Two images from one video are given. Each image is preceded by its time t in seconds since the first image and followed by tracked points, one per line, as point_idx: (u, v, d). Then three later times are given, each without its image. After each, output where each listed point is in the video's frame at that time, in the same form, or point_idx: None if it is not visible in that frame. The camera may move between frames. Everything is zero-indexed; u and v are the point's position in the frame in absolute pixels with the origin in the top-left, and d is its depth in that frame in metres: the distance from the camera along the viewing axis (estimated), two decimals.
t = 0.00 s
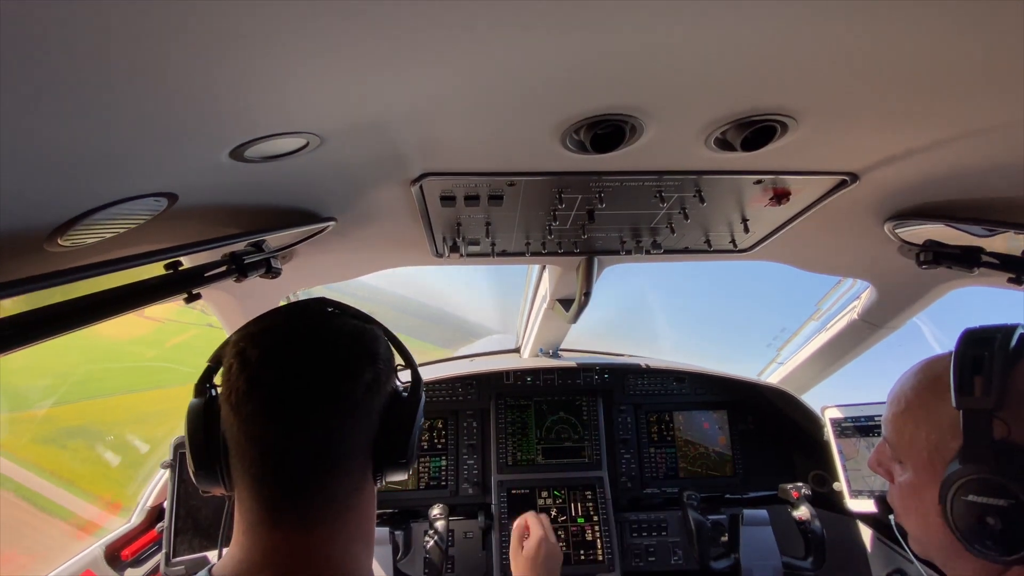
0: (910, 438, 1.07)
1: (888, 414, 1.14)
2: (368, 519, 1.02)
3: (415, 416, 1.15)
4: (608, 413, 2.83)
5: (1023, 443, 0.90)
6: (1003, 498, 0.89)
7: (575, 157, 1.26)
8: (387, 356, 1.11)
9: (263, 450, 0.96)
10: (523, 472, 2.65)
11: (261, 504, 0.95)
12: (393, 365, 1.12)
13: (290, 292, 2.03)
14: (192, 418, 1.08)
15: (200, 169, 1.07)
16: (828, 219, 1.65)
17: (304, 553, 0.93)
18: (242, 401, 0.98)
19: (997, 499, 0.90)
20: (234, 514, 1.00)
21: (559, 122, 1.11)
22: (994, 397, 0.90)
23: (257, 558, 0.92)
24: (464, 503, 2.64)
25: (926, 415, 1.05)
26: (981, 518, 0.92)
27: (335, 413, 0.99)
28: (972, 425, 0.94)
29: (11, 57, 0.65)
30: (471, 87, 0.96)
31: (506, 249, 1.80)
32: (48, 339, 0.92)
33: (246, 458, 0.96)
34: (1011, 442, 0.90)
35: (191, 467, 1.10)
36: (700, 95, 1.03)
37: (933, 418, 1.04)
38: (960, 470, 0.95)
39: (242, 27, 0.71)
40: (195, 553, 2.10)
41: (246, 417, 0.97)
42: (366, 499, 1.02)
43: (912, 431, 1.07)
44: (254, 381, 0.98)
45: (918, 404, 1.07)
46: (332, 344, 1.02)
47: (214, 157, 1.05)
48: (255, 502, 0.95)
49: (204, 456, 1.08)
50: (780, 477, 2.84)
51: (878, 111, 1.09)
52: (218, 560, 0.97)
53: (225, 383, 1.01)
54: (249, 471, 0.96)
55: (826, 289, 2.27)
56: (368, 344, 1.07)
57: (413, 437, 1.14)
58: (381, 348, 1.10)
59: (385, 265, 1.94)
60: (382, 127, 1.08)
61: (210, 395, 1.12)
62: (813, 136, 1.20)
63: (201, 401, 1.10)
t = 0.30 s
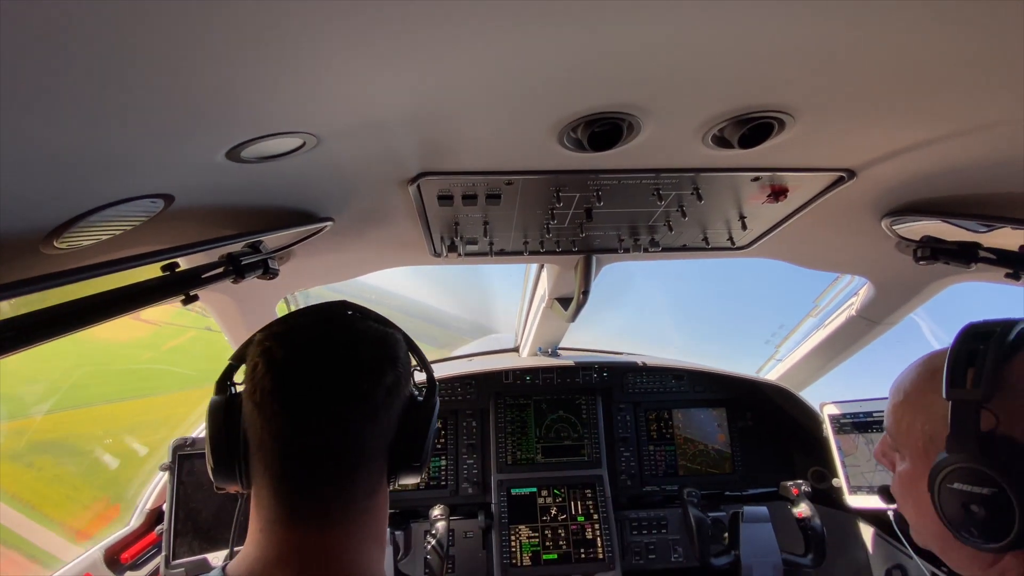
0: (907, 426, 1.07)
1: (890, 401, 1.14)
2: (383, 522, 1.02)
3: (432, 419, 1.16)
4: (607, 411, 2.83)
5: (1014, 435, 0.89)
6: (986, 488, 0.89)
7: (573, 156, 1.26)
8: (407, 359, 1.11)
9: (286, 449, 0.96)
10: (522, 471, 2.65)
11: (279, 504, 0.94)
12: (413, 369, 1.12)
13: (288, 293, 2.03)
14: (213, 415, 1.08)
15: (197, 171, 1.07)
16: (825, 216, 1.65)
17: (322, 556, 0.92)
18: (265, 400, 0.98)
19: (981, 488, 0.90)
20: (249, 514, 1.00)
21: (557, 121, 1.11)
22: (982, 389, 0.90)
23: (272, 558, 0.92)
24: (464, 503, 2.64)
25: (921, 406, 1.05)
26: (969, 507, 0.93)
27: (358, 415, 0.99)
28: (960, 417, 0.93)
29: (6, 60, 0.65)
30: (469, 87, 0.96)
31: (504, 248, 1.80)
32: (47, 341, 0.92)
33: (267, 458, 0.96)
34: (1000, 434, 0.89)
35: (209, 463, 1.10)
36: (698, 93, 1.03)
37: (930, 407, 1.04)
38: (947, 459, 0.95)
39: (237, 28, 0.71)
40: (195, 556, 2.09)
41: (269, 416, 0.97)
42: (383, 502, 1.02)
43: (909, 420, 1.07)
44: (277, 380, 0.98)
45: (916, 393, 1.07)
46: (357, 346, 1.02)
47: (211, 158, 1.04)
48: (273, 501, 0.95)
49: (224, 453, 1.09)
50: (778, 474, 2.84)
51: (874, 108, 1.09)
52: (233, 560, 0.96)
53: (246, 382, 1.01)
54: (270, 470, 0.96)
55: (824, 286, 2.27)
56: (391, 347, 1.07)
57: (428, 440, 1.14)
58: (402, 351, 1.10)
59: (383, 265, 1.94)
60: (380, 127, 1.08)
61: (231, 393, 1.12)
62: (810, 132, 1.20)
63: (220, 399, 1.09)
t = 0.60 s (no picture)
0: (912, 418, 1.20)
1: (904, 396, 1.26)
2: (365, 523, 1.02)
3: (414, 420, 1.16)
4: (604, 413, 2.83)
5: (994, 432, 0.98)
6: (958, 476, 1.01)
7: (570, 159, 1.26)
8: (387, 360, 1.12)
9: (265, 450, 0.96)
10: (520, 473, 2.65)
11: (259, 505, 0.94)
12: (393, 370, 1.12)
13: (285, 295, 2.03)
14: (190, 416, 1.09)
15: (194, 174, 1.07)
16: (821, 219, 1.66)
17: (303, 556, 0.92)
18: (243, 401, 0.98)
19: (956, 477, 1.02)
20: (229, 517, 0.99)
21: (553, 125, 1.11)
22: (972, 385, 1.00)
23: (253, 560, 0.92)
24: (461, 505, 2.64)
25: (927, 401, 1.17)
26: (946, 492, 1.05)
27: (339, 416, 0.99)
28: (948, 410, 1.04)
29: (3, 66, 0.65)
30: (465, 91, 0.96)
31: (502, 250, 1.81)
32: (43, 344, 0.92)
33: (246, 459, 0.96)
34: (983, 430, 0.99)
35: (188, 465, 1.10)
36: (694, 98, 1.03)
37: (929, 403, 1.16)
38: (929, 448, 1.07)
39: (233, 32, 0.71)
40: (194, 557, 2.10)
41: (246, 417, 0.97)
42: (364, 502, 1.02)
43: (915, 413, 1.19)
44: (255, 381, 0.98)
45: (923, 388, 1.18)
46: (337, 347, 1.03)
47: (207, 162, 1.04)
48: (253, 502, 0.95)
49: (203, 454, 1.08)
50: (775, 475, 2.85)
51: (869, 113, 1.09)
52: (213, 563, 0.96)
53: (224, 383, 1.01)
54: (249, 471, 0.96)
55: (820, 288, 2.28)
56: (371, 348, 1.08)
57: (411, 441, 1.15)
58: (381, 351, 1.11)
59: (381, 268, 1.94)
60: (376, 130, 1.08)
61: (209, 395, 1.13)
62: (806, 137, 1.20)
63: (197, 401, 1.10)
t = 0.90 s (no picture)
0: (921, 409, 1.22)
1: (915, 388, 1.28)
2: (359, 521, 1.02)
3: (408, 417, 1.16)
4: (603, 412, 2.83)
5: (1001, 425, 1.00)
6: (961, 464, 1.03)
7: (570, 158, 1.26)
8: (379, 357, 1.11)
9: (258, 448, 0.95)
10: (519, 472, 2.66)
11: (253, 504, 0.94)
12: (384, 367, 1.12)
13: (283, 293, 2.02)
14: (182, 415, 1.09)
15: (193, 172, 1.07)
16: (820, 219, 1.66)
17: (298, 554, 0.92)
18: (235, 399, 0.98)
19: (958, 466, 1.04)
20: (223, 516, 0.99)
21: (553, 124, 1.11)
22: (982, 378, 1.02)
23: (248, 557, 0.92)
24: (460, 504, 2.64)
25: (936, 393, 1.19)
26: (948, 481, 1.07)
27: (332, 413, 0.99)
28: (958, 401, 1.06)
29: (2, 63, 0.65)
30: (465, 89, 0.96)
31: (501, 249, 1.81)
32: (41, 341, 0.92)
33: (239, 457, 0.96)
34: (989, 422, 1.01)
35: (182, 464, 1.10)
36: (694, 97, 1.03)
37: (940, 395, 1.18)
38: (935, 437, 1.10)
39: (233, 30, 0.71)
40: (190, 556, 2.10)
41: (239, 415, 0.97)
42: (357, 500, 1.02)
43: (925, 404, 1.22)
44: (248, 379, 0.98)
45: (934, 381, 1.21)
46: (329, 344, 1.03)
47: (206, 160, 1.04)
48: (246, 500, 0.95)
49: (194, 454, 1.08)
50: (774, 474, 2.86)
51: (869, 113, 1.10)
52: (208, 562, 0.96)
53: (217, 381, 1.01)
54: (242, 469, 0.96)
55: (819, 288, 2.28)
56: (364, 344, 1.08)
57: (405, 439, 1.15)
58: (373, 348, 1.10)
59: (380, 266, 1.94)
60: (375, 128, 1.07)
61: (202, 393, 1.13)
62: (805, 136, 1.20)
63: (191, 401, 1.11)
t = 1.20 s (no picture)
0: (933, 402, 1.22)
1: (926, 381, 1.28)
2: (365, 520, 1.02)
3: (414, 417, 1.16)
4: (603, 411, 2.83)
5: (1016, 419, 1.00)
6: (974, 458, 1.03)
7: (570, 156, 1.26)
8: (386, 357, 1.11)
9: (265, 446, 0.95)
10: (520, 471, 2.66)
11: (259, 501, 0.94)
12: (391, 367, 1.12)
13: (284, 291, 2.02)
14: (192, 413, 1.08)
15: (193, 170, 1.07)
16: (821, 218, 1.65)
17: (304, 552, 0.92)
18: (243, 396, 0.98)
19: (970, 459, 1.04)
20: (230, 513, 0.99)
21: (553, 122, 1.11)
22: (1000, 372, 1.01)
23: (256, 554, 0.92)
24: (460, 502, 2.64)
25: (950, 387, 1.19)
26: (958, 474, 1.07)
27: (339, 412, 0.99)
28: (974, 395, 1.05)
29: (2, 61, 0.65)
30: (466, 87, 0.96)
31: (501, 248, 1.80)
32: (41, 340, 0.92)
33: (246, 455, 0.96)
34: (1005, 417, 1.01)
35: (190, 460, 1.10)
36: (695, 95, 1.03)
37: (953, 388, 1.18)
38: (947, 431, 1.09)
39: (234, 28, 0.71)
40: (190, 554, 2.09)
41: (246, 413, 0.97)
42: (363, 499, 1.02)
43: (936, 397, 1.22)
44: (256, 377, 0.98)
45: (948, 374, 1.20)
46: (337, 343, 1.03)
47: (206, 158, 1.04)
48: (254, 497, 0.95)
49: (203, 451, 1.08)
50: (773, 473, 2.86)
51: (870, 111, 1.09)
52: (215, 559, 0.96)
53: (225, 378, 1.01)
54: (249, 467, 0.96)
55: (820, 287, 2.28)
56: (371, 343, 1.08)
57: (410, 438, 1.14)
58: (381, 347, 1.10)
59: (380, 265, 1.94)
60: (376, 126, 1.07)
61: (212, 390, 1.13)
62: (806, 135, 1.20)
63: (202, 397, 1.10)
